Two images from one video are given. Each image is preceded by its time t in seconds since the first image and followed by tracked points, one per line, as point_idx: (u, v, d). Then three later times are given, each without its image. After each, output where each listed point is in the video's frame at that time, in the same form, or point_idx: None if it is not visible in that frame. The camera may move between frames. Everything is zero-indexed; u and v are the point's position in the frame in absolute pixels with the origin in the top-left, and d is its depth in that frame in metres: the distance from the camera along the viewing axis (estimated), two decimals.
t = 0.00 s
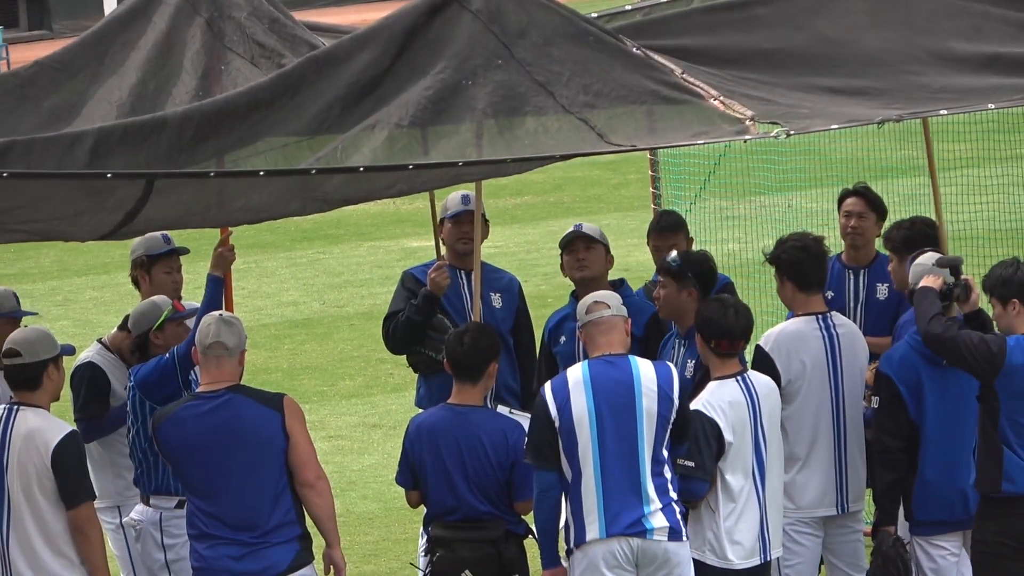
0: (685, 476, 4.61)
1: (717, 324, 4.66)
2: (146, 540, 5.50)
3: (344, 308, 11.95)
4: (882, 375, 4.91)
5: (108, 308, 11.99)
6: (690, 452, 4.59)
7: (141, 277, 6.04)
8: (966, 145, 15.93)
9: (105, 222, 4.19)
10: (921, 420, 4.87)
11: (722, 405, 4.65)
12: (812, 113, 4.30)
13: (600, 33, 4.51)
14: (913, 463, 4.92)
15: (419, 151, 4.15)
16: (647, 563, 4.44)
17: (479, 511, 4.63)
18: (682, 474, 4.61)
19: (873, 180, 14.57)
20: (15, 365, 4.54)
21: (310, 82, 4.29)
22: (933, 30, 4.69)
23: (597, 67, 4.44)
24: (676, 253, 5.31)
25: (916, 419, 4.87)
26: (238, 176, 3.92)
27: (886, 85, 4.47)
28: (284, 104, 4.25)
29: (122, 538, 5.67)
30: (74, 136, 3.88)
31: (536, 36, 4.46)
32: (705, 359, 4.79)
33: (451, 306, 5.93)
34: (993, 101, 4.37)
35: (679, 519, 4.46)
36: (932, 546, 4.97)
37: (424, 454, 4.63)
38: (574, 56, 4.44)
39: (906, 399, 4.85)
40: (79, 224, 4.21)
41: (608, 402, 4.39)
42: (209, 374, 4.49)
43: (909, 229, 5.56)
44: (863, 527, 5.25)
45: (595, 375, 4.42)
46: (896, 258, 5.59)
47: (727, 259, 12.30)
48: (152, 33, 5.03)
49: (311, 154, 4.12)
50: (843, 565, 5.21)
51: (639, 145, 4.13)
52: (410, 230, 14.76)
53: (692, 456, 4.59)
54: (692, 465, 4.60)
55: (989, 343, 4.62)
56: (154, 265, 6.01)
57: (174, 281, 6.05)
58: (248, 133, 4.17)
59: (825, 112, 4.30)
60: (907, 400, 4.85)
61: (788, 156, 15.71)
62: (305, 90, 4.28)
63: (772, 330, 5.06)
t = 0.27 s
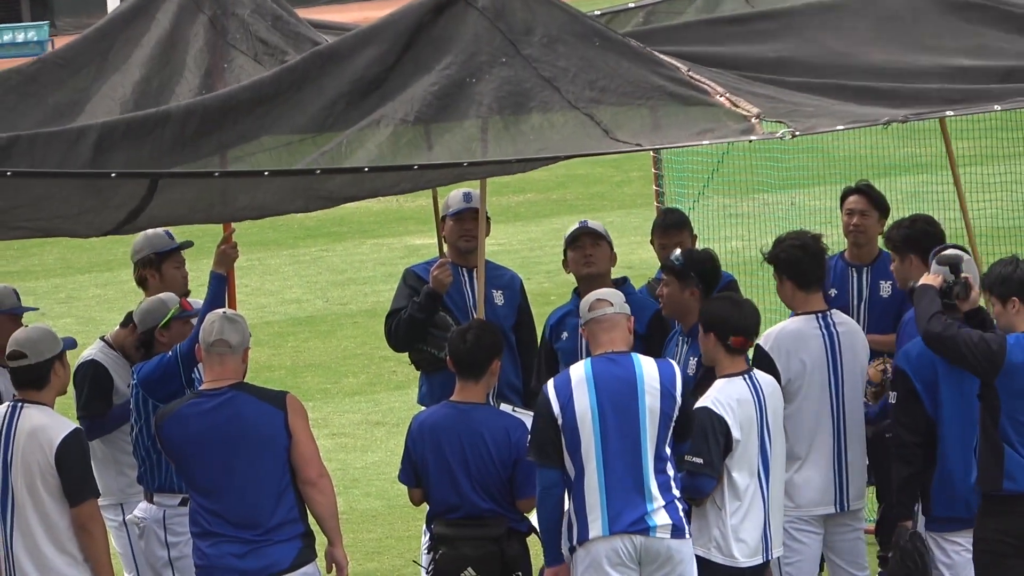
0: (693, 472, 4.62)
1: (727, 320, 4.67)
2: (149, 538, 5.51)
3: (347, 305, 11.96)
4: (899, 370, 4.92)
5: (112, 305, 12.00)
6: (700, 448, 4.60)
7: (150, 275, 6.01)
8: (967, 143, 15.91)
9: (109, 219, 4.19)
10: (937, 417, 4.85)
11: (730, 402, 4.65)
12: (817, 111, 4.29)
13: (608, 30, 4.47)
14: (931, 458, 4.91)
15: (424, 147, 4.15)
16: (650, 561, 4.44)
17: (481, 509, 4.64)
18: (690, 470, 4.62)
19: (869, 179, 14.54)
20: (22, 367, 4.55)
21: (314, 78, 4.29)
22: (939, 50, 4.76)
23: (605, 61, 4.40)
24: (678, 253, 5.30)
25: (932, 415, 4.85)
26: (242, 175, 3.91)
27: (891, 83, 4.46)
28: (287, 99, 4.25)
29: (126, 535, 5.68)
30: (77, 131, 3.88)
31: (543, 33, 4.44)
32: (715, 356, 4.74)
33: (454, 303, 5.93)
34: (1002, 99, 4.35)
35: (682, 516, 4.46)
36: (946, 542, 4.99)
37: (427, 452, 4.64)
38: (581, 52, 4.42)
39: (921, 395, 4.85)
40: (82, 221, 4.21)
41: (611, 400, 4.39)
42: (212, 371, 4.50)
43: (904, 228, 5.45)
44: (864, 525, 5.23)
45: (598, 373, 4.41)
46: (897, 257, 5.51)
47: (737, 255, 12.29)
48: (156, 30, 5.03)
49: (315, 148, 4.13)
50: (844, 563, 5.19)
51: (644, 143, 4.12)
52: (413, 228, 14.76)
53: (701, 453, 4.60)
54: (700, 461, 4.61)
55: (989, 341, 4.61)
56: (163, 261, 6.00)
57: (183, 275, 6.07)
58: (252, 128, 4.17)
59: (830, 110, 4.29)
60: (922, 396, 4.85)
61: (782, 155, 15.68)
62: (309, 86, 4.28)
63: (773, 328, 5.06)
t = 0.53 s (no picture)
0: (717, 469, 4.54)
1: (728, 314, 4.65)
2: (151, 538, 5.51)
3: (349, 305, 11.96)
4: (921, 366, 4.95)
5: (115, 305, 12.01)
6: (724, 446, 4.53)
7: (161, 274, 6.01)
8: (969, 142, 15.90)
9: (111, 218, 4.19)
10: (954, 415, 4.88)
11: (751, 402, 4.61)
12: (820, 113, 4.29)
13: (611, 32, 4.47)
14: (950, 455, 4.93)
15: (426, 147, 4.15)
16: (652, 561, 4.44)
17: (481, 508, 4.64)
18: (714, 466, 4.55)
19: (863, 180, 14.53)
20: (25, 366, 4.55)
21: (317, 76, 4.29)
22: (940, 52, 4.76)
23: (607, 64, 4.40)
24: (671, 255, 5.25)
25: (949, 413, 4.88)
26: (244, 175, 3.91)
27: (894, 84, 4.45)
28: (290, 96, 4.25)
29: (128, 535, 5.66)
30: (80, 130, 3.88)
31: (546, 33, 4.43)
32: (725, 352, 4.69)
33: (454, 303, 5.92)
34: (1003, 104, 4.38)
35: (684, 516, 4.46)
36: (962, 538, 4.98)
37: (427, 451, 4.63)
38: (583, 52, 4.42)
39: (937, 392, 4.89)
40: (85, 220, 4.21)
41: (613, 400, 4.38)
42: (213, 371, 4.50)
43: (904, 228, 5.44)
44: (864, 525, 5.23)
45: (599, 373, 4.41)
46: (896, 258, 5.50)
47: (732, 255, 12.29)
48: (157, 30, 5.03)
49: (317, 146, 4.13)
50: (844, 563, 5.19)
51: (647, 144, 4.10)
52: (415, 227, 14.77)
53: (726, 450, 4.53)
54: (725, 460, 4.53)
55: (987, 341, 4.56)
56: (175, 258, 6.04)
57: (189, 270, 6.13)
58: (254, 125, 4.17)
59: (833, 113, 4.28)
60: (938, 393, 4.89)
61: (781, 155, 15.68)
62: (312, 84, 4.28)
63: (774, 328, 5.06)
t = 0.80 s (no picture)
0: (743, 464, 4.55)
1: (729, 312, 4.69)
2: (154, 537, 5.52)
3: (351, 305, 11.96)
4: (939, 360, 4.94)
5: (117, 305, 12.01)
6: (752, 441, 4.55)
7: (166, 273, 6.01)
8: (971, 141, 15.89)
9: (114, 218, 4.19)
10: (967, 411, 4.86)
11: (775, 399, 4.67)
12: (823, 115, 4.28)
13: (613, 33, 4.46)
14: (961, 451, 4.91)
15: (429, 147, 4.14)
16: (654, 560, 4.44)
17: (482, 508, 4.64)
18: (739, 462, 4.56)
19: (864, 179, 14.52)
20: (26, 364, 4.56)
21: (319, 76, 4.28)
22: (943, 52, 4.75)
23: (609, 65, 4.40)
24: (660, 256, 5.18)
25: (962, 409, 4.87)
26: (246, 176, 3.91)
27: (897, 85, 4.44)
28: (293, 95, 4.24)
29: (129, 535, 5.65)
30: (82, 129, 3.88)
31: (550, 33, 4.42)
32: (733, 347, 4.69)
33: (455, 303, 5.94)
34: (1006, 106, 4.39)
35: (686, 515, 4.45)
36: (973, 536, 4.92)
37: (428, 450, 4.63)
38: (586, 52, 4.41)
39: (951, 387, 4.87)
40: (87, 220, 4.21)
41: (615, 400, 4.38)
42: (215, 371, 4.50)
43: (904, 227, 5.42)
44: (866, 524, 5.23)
45: (601, 373, 4.40)
46: (896, 259, 5.47)
47: (733, 255, 12.30)
48: (159, 30, 5.02)
49: (319, 144, 4.13)
50: (845, 561, 5.19)
51: (649, 145, 4.10)
52: (416, 227, 14.76)
53: (754, 446, 4.55)
54: (754, 454, 4.55)
55: (984, 342, 4.55)
56: (180, 257, 6.04)
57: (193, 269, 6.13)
58: (257, 123, 4.16)
59: (837, 114, 4.28)
60: (952, 388, 4.87)
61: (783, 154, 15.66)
62: (315, 83, 4.27)
63: (775, 327, 5.06)
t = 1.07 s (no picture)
0: (760, 461, 4.60)
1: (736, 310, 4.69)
2: (155, 538, 5.51)
3: (352, 306, 11.96)
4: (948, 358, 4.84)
5: (118, 306, 12.01)
6: (769, 438, 4.60)
7: (168, 274, 6.01)
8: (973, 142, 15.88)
9: (115, 218, 4.19)
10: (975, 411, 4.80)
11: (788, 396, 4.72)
12: (825, 117, 4.28)
13: (615, 35, 4.46)
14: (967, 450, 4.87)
15: (430, 148, 4.14)
16: (654, 561, 4.44)
17: (482, 509, 4.64)
18: (756, 459, 4.60)
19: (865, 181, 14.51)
20: (26, 364, 4.56)
21: (321, 77, 4.28)
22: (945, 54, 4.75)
23: (611, 66, 4.39)
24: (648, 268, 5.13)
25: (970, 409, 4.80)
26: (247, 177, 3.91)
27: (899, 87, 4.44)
28: (294, 96, 4.24)
29: (129, 536, 5.69)
30: (83, 128, 3.88)
31: (552, 34, 4.42)
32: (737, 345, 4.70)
33: (456, 304, 5.96)
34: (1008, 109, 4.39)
35: (687, 517, 4.45)
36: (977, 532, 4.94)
37: (428, 452, 4.64)
38: (588, 52, 4.41)
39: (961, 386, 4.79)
40: (88, 220, 4.21)
41: (615, 401, 4.38)
42: (216, 372, 4.50)
43: (897, 232, 5.43)
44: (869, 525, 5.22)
45: (602, 374, 4.41)
46: (893, 266, 5.45)
47: (735, 256, 12.30)
48: (161, 31, 5.02)
49: (320, 144, 4.13)
50: (847, 562, 5.18)
51: (650, 147, 4.10)
52: (417, 228, 14.76)
53: (772, 442, 4.60)
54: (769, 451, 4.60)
55: (980, 345, 4.56)
56: (183, 258, 6.04)
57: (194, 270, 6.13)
58: (258, 123, 4.16)
59: (839, 117, 4.28)
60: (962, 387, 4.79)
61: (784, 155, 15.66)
62: (317, 83, 4.27)
63: (777, 327, 5.05)
